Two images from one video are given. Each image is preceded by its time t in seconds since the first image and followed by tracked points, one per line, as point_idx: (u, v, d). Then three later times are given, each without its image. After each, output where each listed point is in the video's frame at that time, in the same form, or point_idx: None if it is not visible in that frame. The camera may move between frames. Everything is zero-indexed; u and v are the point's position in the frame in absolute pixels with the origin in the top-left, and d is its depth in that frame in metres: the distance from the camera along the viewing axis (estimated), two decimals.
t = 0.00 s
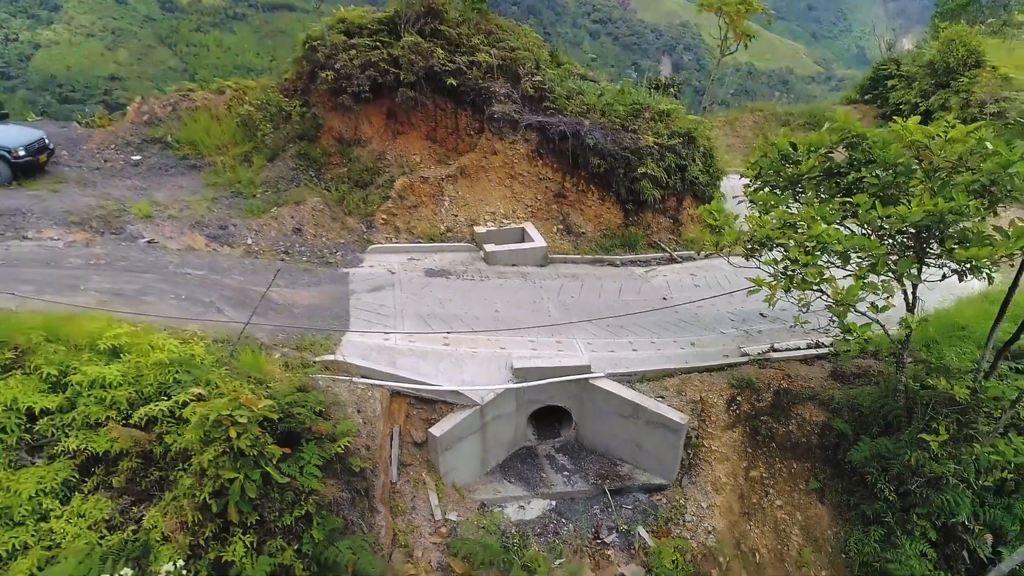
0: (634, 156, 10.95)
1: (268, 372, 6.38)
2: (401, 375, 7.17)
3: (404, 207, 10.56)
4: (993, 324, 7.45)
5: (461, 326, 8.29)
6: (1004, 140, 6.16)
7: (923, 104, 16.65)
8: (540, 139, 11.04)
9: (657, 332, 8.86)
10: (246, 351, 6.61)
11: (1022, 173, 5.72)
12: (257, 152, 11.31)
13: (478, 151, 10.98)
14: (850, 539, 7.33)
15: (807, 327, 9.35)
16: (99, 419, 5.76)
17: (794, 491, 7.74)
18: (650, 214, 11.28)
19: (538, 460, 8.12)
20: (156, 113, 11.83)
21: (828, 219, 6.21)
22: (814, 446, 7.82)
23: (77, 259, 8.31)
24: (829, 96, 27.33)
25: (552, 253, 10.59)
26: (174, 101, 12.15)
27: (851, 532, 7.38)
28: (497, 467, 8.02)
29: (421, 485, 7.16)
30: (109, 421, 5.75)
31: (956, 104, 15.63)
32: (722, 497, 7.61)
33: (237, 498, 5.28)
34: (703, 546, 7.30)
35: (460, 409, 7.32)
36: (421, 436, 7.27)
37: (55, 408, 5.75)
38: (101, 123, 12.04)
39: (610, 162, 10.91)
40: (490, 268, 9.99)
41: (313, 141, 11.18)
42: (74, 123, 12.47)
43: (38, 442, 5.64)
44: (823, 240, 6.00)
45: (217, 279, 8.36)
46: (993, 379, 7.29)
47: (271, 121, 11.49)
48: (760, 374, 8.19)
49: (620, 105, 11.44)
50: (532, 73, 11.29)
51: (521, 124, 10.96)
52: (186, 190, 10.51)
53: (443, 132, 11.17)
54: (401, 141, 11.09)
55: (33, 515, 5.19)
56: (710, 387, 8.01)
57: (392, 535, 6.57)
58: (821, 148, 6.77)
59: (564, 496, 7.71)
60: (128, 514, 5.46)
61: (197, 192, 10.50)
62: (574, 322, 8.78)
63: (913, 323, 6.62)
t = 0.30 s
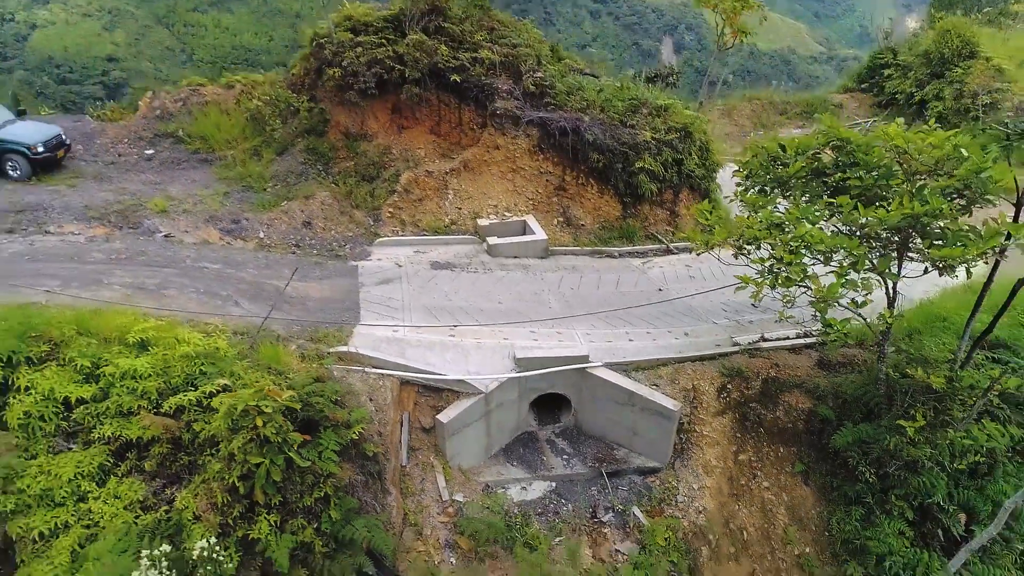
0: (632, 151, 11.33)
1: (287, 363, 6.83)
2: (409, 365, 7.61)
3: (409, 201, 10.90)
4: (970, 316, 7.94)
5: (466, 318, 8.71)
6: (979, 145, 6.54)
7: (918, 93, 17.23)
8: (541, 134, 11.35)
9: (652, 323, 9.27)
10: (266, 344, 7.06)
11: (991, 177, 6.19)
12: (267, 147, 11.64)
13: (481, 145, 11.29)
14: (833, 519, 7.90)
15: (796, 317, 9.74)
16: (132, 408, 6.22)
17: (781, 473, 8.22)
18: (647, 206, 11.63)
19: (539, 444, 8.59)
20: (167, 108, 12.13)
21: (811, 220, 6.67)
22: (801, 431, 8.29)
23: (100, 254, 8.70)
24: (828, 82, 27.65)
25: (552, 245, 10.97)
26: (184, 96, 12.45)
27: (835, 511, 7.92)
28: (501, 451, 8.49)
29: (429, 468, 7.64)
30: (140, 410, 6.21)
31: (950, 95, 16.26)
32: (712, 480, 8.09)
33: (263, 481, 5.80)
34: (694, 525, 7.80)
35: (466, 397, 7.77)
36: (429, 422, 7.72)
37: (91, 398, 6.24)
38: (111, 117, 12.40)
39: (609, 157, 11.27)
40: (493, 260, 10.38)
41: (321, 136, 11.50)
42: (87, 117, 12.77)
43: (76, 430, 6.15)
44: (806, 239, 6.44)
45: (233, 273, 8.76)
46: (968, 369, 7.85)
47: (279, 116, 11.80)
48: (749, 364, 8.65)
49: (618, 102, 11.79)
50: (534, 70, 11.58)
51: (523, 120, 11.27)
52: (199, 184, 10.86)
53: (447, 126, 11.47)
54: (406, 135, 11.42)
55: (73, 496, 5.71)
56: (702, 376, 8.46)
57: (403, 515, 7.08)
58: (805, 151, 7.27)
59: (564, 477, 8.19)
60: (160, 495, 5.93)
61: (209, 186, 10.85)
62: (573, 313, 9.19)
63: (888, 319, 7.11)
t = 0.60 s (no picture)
0: (629, 143, 11.65)
1: (304, 351, 7.35)
2: (418, 352, 8.08)
3: (414, 191, 11.23)
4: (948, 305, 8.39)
5: (470, 307, 9.16)
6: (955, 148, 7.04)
7: (913, 81, 17.82)
8: (542, 126, 11.68)
9: (648, 311, 9.70)
10: (283, 332, 7.56)
11: (965, 178, 6.69)
12: (276, 138, 11.97)
13: (484, 137, 11.62)
14: (818, 496, 8.45)
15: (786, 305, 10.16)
16: (161, 393, 6.69)
17: (769, 453, 8.77)
18: (645, 196, 11.98)
19: (540, 426, 9.08)
20: (178, 100, 12.44)
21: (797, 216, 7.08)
22: (787, 414, 8.82)
23: (121, 245, 9.10)
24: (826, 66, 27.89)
25: (552, 234, 11.35)
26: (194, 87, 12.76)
27: (820, 489, 8.49)
28: (504, 432, 8.99)
29: (437, 449, 8.14)
30: (169, 395, 6.68)
31: (943, 84, 16.95)
32: (703, 459, 8.60)
33: (286, 461, 6.32)
34: (685, 501, 8.32)
35: (471, 381, 8.24)
36: (437, 405, 8.21)
37: (122, 383, 6.72)
38: (123, 108, 12.73)
39: (608, 149, 11.61)
40: (496, 250, 10.79)
41: (328, 128, 11.84)
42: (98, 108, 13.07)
43: (108, 413, 6.63)
44: (790, 235, 6.85)
45: (248, 263, 9.16)
46: (944, 357, 8.34)
47: (287, 108, 12.12)
48: (740, 350, 9.12)
49: (617, 95, 12.12)
50: (535, 63, 11.88)
51: (525, 113, 11.59)
52: (211, 175, 11.21)
53: (451, 118, 11.72)
54: (411, 126, 11.67)
55: (108, 474, 6.18)
56: (695, 361, 8.93)
57: (413, 491, 7.60)
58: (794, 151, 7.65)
59: (563, 457, 8.70)
60: (188, 474, 6.41)
61: (221, 177, 11.20)
62: (573, 302, 9.63)
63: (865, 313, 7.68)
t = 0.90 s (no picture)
0: (628, 135, 11.99)
1: (320, 338, 7.86)
2: (425, 337, 8.57)
3: (420, 181, 11.62)
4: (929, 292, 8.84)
5: (475, 295, 9.62)
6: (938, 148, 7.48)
7: (908, 68, 18.12)
8: (543, 117, 11.99)
9: (645, 298, 10.15)
10: (300, 320, 8.05)
11: (944, 176, 7.13)
12: (284, 128, 12.30)
13: (487, 128, 11.95)
14: (803, 475, 9.03)
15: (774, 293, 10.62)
16: (187, 376, 7.17)
17: (758, 433, 9.31)
18: (642, 185, 12.35)
19: (541, 407, 9.58)
20: (189, 91, 12.78)
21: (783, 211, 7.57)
22: (775, 396, 9.35)
23: (141, 235, 9.51)
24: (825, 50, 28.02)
25: (553, 223, 11.74)
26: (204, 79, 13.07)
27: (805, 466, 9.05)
28: (507, 413, 9.49)
29: (444, 428, 8.65)
30: (195, 378, 7.17)
31: (937, 71, 17.24)
32: (695, 439, 9.10)
33: (306, 440, 6.86)
34: (678, 477, 8.85)
35: (476, 366, 8.73)
36: (444, 388, 8.71)
37: (150, 368, 7.20)
38: (134, 99, 13.06)
39: (607, 141, 11.96)
40: (499, 239, 11.19)
41: (335, 119, 12.18)
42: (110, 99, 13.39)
43: (138, 396, 7.10)
44: (776, 229, 7.33)
45: (262, 252, 9.58)
46: (923, 343, 8.85)
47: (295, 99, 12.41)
48: (731, 335, 9.60)
49: (616, 87, 12.45)
50: (536, 57, 12.27)
51: (526, 105, 11.92)
52: (223, 166, 11.58)
53: (454, 109, 12.04)
54: (416, 116, 12.00)
55: (140, 452, 6.65)
56: (688, 346, 9.41)
57: (422, 468, 8.11)
58: (784, 149, 7.99)
59: (563, 437, 9.21)
60: (214, 452, 6.90)
61: (232, 168, 11.57)
62: (572, 289, 10.08)
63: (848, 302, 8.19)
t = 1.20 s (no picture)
0: (626, 125, 12.38)
1: (334, 324, 8.35)
2: (432, 323, 9.05)
3: (425, 170, 12.02)
4: (909, 279, 9.30)
5: (479, 282, 10.08)
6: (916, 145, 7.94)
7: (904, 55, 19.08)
8: (544, 108, 12.33)
9: (641, 285, 10.61)
10: (315, 307, 8.54)
11: (923, 172, 7.57)
12: (293, 118, 12.66)
13: (489, 118, 12.29)
14: (789, 452, 9.63)
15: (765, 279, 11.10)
16: (211, 360, 7.65)
17: (747, 413, 9.86)
18: (640, 173, 12.73)
19: (542, 388, 10.11)
20: (200, 81, 13.13)
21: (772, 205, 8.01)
22: (764, 377, 9.90)
23: (160, 225, 9.95)
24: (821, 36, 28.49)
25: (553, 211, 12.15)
26: (214, 69, 13.41)
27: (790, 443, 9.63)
28: (510, 394, 10.03)
29: (451, 408, 9.19)
30: (218, 362, 7.65)
31: (931, 59, 18.22)
32: (688, 418, 9.62)
33: (325, 419, 7.38)
34: (671, 454, 9.39)
35: (480, 349, 9.22)
36: (450, 370, 9.23)
37: (176, 352, 7.68)
38: (145, 89, 13.39)
39: (606, 132, 12.35)
40: (501, 227, 11.60)
41: (343, 109, 12.53)
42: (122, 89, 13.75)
43: (164, 378, 7.60)
44: (764, 222, 7.79)
45: (276, 241, 10.03)
46: (905, 327, 9.29)
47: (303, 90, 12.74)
48: (723, 321, 10.11)
49: (615, 78, 12.81)
50: (537, 49, 12.60)
51: (528, 96, 12.28)
52: (235, 156, 11.97)
53: (458, 99, 12.38)
54: (421, 107, 12.34)
55: (169, 430, 7.15)
56: (681, 331, 9.91)
57: (430, 445, 8.67)
58: (772, 144, 8.43)
59: (563, 416, 9.76)
60: (237, 430, 7.40)
61: (244, 158, 11.95)
62: (572, 276, 10.53)
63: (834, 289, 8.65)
